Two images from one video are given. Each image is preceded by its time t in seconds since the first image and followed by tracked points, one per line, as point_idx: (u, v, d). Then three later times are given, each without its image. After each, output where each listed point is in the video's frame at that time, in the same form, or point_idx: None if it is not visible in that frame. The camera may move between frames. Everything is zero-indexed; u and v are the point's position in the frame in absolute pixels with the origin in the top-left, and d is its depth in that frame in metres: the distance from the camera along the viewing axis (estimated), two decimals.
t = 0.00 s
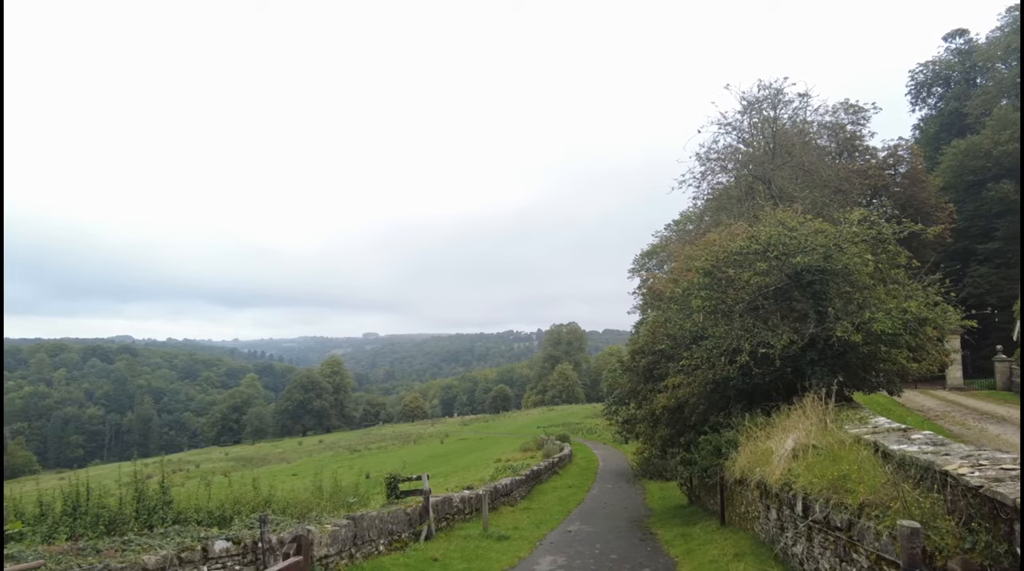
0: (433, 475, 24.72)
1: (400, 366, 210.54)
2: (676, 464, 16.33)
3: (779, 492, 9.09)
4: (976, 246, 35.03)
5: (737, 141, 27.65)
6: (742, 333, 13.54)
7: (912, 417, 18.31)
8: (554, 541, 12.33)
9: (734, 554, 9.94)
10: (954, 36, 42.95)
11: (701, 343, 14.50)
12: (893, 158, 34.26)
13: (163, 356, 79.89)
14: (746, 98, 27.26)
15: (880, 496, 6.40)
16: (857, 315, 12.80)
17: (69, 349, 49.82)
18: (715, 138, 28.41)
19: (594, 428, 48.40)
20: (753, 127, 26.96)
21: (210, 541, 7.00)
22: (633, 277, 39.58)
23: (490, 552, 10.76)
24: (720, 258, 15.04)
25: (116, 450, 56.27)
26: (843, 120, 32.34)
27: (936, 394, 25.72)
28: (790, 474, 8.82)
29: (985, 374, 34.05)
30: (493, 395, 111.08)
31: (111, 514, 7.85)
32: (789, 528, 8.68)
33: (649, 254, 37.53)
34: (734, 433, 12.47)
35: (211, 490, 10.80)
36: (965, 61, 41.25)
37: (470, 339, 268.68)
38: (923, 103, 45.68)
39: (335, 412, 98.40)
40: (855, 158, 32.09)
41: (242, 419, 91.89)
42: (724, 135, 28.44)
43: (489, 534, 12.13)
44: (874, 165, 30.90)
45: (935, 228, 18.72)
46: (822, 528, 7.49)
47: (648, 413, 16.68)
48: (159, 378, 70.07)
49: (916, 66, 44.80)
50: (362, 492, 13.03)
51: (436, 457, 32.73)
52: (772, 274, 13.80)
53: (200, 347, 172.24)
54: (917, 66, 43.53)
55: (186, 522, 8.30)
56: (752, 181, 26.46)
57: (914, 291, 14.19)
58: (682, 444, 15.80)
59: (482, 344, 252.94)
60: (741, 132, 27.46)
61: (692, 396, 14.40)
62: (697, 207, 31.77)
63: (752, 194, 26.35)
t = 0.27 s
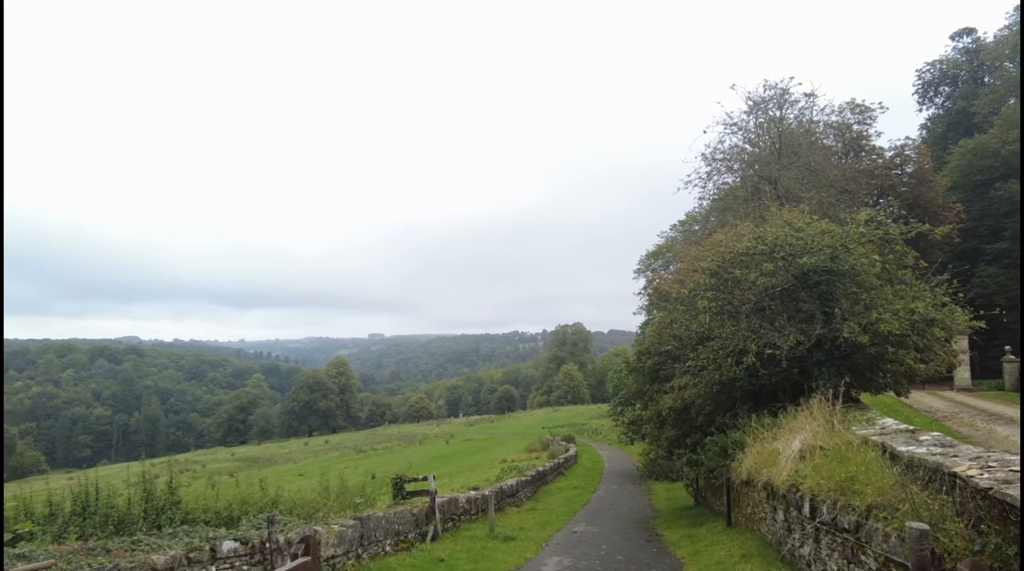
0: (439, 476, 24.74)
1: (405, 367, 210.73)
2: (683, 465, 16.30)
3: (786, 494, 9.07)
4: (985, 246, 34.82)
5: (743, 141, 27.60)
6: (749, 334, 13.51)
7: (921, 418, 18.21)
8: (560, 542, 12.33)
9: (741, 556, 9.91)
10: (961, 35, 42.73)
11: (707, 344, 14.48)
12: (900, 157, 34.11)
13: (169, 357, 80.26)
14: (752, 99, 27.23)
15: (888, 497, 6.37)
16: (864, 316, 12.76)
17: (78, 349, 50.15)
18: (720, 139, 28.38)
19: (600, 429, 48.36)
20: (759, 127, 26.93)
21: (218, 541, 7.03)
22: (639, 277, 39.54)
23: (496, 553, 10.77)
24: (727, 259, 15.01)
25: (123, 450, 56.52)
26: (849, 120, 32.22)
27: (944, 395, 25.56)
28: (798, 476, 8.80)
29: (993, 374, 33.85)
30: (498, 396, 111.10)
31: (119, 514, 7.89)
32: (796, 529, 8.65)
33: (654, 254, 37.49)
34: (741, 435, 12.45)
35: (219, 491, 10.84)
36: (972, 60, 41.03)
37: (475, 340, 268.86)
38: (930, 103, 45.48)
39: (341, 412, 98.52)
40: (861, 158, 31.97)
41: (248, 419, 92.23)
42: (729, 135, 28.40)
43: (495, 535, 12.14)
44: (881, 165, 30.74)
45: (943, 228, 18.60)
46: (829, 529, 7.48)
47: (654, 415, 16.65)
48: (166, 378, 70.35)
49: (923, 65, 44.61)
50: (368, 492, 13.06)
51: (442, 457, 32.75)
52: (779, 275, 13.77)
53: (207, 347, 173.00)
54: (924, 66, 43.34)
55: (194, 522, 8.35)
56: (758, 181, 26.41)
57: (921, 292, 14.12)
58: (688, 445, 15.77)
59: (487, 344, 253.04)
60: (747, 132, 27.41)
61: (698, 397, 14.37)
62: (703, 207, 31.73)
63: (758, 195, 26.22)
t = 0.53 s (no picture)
0: (445, 477, 24.77)
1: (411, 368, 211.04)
2: (690, 466, 16.27)
3: (794, 495, 9.05)
4: (994, 246, 34.60)
5: (749, 142, 27.58)
6: (756, 336, 13.48)
7: (930, 420, 18.13)
8: (567, 543, 12.33)
9: (749, 557, 9.89)
10: (969, 34, 42.51)
11: (714, 345, 14.45)
12: (907, 158, 33.96)
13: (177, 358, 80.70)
14: (758, 99, 27.20)
15: (897, 499, 6.35)
16: (873, 317, 12.72)
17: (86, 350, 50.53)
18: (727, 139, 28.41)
19: (606, 430, 48.24)
20: (766, 127, 26.89)
21: (228, 541, 7.07)
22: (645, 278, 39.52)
23: (503, 554, 10.78)
24: (734, 259, 14.97)
25: (131, 450, 56.86)
26: (856, 120, 32.10)
27: (953, 396, 25.43)
28: (806, 477, 8.78)
29: (1002, 376, 33.65)
30: (504, 397, 111.09)
31: (130, 514, 7.94)
32: (804, 531, 8.63)
33: (660, 255, 37.45)
34: (748, 436, 12.42)
35: (227, 491, 10.89)
36: (981, 60, 40.81)
37: (481, 341, 268.99)
38: (938, 103, 45.28)
39: (347, 413, 98.68)
40: (869, 158, 31.83)
41: (255, 419, 92.61)
42: (736, 136, 28.39)
43: (502, 536, 12.16)
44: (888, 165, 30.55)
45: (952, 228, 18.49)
46: (838, 531, 7.46)
47: (661, 416, 16.63)
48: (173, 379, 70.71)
49: (931, 65, 44.41)
50: (375, 493, 13.09)
51: (449, 458, 32.78)
52: (786, 276, 13.74)
53: (214, 348, 173.90)
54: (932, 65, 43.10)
55: (204, 522, 8.40)
56: (765, 182, 26.36)
57: (930, 292, 14.05)
58: (695, 447, 15.74)
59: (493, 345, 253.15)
60: (753, 132, 27.41)
61: (705, 398, 14.35)
62: (709, 208, 31.67)
63: (765, 195, 26.26)
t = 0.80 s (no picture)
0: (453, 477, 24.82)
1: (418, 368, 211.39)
2: (698, 467, 16.24)
3: (803, 497, 9.02)
4: (1005, 246, 34.32)
5: (757, 142, 27.51)
6: (765, 336, 13.43)
7: (940, 421, 18.02)
8: (575, 544, 12.33)
9: (758, 558, 9.87)
10: (980, 32, 42.19)
11: (723, 346, 14.41)
12: (917, 157, 33.75)
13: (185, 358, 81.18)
14: (766, 99, 27.12)
15: (908, 500, 6.32)
16: (882, 317, 12.65)
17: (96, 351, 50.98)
18: (735, 139, 28.40)
19: (614, 431, 48.15)
20: (774, 127, 26.81)
21: (238, 540, 7.11)
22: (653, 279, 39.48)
23: (512, 554, 10.80)
24: (742, 260, 14.93)
25: (141, 450, 57.26)
26: (865, 120, 31.90)
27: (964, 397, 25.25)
28: (815, 478, 8.75)
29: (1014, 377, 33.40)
30: (512, 398, 111.08)
31: (141, 513, 7.99)
32: (813, 532, 8.61)
33: (668, 255, 37.39)
34: (757, 437, 12.38)
35: (237, 491, 10.95)
36: (992, 58, 40.48)
37: (487, 341, 269.11)
38: (948, 102, 45.00)
39: (355, 413, 98.86)
40: (877, 158, 31.65)
41: (264, 420, 93.03)
42: (744, 136, 28.34)
43: (510, 536, 12.17)
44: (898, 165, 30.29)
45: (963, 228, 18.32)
46: (848, 532, 7.43)
47: (669, 417, 16.59)
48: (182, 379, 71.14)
49: (941, 64, 44.12)
50: (384, 493, 13.13)
51: (456, 458, 32.82)
52: (795, 276, 13.69)
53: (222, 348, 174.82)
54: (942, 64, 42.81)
55: (214, 522, 8.45)
56: (773, 182, 26.28)
57: (940, 293, 13.96)
58: (704, 448, 15.70)
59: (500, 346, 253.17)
60: (762, 132, 27.34)
61: (714, 399, 14.31)
62: (717, 208, 31.59)
63: (773, 195, 26.23)
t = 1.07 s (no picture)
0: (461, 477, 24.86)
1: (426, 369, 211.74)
2: (707, 468, 16.19)
3: (813, 498, 8.97)
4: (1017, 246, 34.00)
5: (766, 141, 27.44)
6: (774, 336, 13.38)
7: (951, 422, 17.90)
8: (583, 544, 12.32)
9: (768, 559, 9.82)
10: (992, 30, 41.80)
11: (732, 346, 14.36)
12: (928, 156, 33.50)
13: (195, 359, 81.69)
14: (775, 98, 27.02)
15: (919, 501, 6.29)
16: (892, 317, 12.57)
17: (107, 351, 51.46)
18: (744, 139, 28.33)
19: (622, 432, 48.07)
20: (783, 127, 26.70)
21: (248, 539, 7.16)
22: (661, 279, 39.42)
23: (520, 555, 10.81)
24: (752, 260, 14.88)
25: (151, 450, 57.70)
26: (875, 119, 31.68)
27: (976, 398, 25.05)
28: (825, 479, 8.71)
29: None
30: (520, 398, 111.12)
31: (153, 512, 8.06)
32: (823, 533, 8.56)
33: (676, 256, 37.31)
34: (766, 437, 12.33)
35: (247, 490, 11.01)
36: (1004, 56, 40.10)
37: (495, 342, 269.28)
38: (959, 100, 44.67)
39: (364, 413, 98.99)
40: (887, 157, 31.43)
41: (273, 420, 93.54)
42: (753, 136, 28.26)
43: (519, 536, 12.17)
44: (908, 164, 30.04)
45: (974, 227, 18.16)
46: (858, 533, 7.39)
47: (678, 417, 16.54)
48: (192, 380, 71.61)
49: (952, 62, 43.76)
50: (393, 493, 13.16)
51: (465, 459, 32.86)
52: (804, 276, 13.64)
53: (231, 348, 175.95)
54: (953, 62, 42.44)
55: (224, 521, 8.50)
56: (782, 181, 26.16)
57: (951, 293, 13.85)
58: (713, 449, 15.65)
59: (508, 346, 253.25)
60: (770, 132, 27.27)
61: (723, 399, 14.26)
62: (726, 208, 31.48)
63: (782, 195, 26.15)
